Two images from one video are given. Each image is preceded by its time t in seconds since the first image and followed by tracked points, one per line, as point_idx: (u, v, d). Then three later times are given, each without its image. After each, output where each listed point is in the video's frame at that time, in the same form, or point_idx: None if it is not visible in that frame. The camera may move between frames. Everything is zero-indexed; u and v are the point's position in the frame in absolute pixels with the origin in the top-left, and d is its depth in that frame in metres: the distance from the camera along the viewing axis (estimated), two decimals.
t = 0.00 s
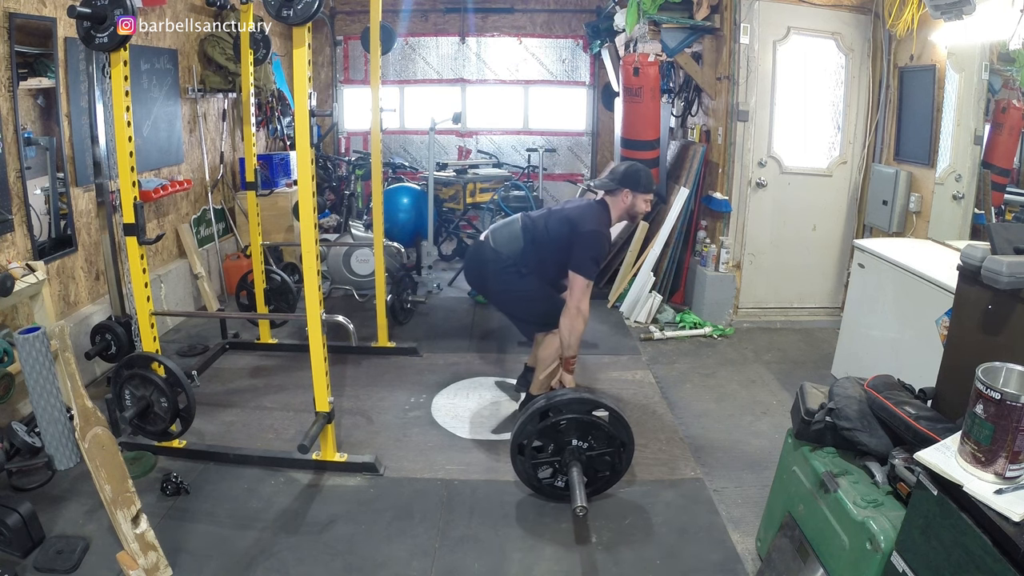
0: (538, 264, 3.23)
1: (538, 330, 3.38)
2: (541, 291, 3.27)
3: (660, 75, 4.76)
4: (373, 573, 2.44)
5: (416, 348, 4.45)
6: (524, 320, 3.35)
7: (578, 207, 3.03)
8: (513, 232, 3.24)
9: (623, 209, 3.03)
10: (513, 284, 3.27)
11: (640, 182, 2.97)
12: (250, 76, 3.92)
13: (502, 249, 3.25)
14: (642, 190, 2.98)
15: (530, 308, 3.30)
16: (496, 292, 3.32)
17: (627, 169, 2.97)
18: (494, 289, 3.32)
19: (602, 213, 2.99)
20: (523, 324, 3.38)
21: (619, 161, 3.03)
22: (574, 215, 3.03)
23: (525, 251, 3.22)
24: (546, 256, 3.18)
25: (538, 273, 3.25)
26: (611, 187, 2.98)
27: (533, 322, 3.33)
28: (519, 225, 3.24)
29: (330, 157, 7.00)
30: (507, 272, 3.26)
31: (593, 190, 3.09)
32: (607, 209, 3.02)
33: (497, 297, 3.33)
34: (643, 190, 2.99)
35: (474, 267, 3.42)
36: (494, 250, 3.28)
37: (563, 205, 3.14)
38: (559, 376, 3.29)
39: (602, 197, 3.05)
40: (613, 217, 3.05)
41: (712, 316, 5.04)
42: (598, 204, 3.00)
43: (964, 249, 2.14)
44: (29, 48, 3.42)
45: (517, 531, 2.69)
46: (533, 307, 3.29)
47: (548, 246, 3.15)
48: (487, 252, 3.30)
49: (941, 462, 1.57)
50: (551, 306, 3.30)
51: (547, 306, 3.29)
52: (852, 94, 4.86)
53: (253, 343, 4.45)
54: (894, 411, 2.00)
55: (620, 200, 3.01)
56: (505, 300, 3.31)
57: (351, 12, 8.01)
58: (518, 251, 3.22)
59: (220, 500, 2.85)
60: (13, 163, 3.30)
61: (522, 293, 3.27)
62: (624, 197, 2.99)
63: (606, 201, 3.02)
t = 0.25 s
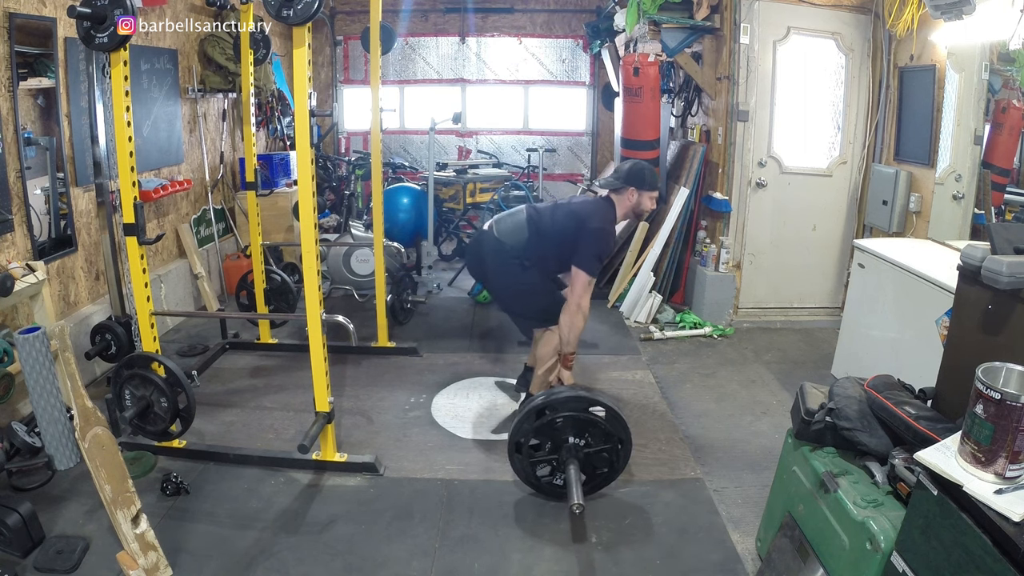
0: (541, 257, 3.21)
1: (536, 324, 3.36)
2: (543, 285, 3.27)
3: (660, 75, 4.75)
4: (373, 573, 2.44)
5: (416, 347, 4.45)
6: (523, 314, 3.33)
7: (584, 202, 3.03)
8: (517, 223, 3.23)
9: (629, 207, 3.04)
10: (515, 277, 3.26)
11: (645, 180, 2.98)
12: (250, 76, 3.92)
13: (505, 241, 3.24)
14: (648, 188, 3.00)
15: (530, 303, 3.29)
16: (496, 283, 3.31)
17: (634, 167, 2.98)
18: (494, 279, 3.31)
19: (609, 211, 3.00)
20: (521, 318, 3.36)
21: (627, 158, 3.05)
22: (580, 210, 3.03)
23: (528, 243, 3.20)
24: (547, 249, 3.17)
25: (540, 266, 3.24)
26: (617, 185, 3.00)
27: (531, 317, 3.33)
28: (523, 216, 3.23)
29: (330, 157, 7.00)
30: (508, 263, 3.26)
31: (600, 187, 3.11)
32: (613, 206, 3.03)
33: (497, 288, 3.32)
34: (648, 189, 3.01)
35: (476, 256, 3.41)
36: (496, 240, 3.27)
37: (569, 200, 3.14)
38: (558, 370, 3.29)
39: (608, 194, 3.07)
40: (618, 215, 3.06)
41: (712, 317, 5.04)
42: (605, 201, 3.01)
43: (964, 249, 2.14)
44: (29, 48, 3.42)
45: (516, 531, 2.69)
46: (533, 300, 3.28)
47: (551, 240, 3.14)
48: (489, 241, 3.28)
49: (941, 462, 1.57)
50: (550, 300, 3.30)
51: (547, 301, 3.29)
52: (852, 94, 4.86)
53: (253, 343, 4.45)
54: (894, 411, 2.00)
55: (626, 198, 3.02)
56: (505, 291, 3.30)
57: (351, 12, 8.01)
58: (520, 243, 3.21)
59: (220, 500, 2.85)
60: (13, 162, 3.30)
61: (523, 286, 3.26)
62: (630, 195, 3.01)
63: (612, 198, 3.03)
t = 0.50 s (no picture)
0: (540, 246, 3.22)
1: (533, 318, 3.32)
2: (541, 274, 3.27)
3: (660, 75, 4.75)
4: (373, 573, 2.44)
5: (416, 347, 4.45)
6: (520, 307, 3.29)
7: (585, 190, 3.06)
8: (516, 209, 3.22)
9: (630, 195, 3.06)
10: (513, 266, 3.24)
11: (646, 169, 3.00)
12: (250, 76, 3.92)
13: (504, 230, 3.23)
14: (648, 177, 3.02)
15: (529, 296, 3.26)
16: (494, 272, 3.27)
17: (635, 157, 2.99)
18: (492, 271, 3.28)
19: (609, 199, 3.03)
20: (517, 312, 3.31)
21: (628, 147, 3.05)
22: (581, 198, 3.05)
23: (527, 231, 3.20)
24: (547, 239, 3.19)
25: (538, 257, 3.24)
26: (618, 174, 3.03)
27: (528, 307, 3.29)
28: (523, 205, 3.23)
29: (330, 157, 7.00)
30: (506, 251, 3.23)
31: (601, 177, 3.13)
32: (614, 194, 3.05)
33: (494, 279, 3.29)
34: (649, 178, 3.03)
35: (475, 248, 3.39)
36: (495, 228, 3.25)
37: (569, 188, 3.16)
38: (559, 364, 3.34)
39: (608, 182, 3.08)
40: (619, 204, 3.09)
41: (712, 316, 5.04)
42: (606, 189, 3.03)
43: (964, 249, 2.14)
44: (29, 48, 3.42)
45: (517, 531, 2.69)
46: (531, 292, 3.26)
47: (550, 228, 3.16)
48: (488, 231, 3.26)
49: (941, 462, 1.57)
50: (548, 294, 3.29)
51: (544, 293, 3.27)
52: (852, 94, 4.86)
53: (253, 343, 4.45)
54: (894, 411, 2.00)
55: (627, 187, 3.04)
56: (503, 282, 3.26)
57: (351, 13, 8.01)
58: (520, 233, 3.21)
59: (220, 500, 2.85)
60: (13, 163, 3.30)
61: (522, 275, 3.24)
62: (631, 184, 3.02)
63: (613, 186, 3.05)
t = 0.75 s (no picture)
0: (539, 233, 3.19)
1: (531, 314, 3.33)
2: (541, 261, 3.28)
3: (660, 75, 4.74)
4: (373, 573, 2.44)
5: (416, 347, 4.45)
6: (519, 301, 3.30)
7: (580, 169, 3.06)
8: (511, 198, 3.24)
9: (625, 171, 3.06)
10: (514, 256, 3.23)
11: (639, 144, 2.98)
12: (250, 77, 3.92)
13: (502, 220, 3.24)
14: (643, 151, 3.00)
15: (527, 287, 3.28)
16: (495, 265, 3.27)
17: (628, 133, 2.97)
18: (491, 264, 3.29)
19: (605, 176, 3.03)
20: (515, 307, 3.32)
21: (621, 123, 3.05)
22: (576, 177, 3.06)
23: (524, 216, 3.18)
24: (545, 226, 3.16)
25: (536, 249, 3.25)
26: (612, 151, 3.01)
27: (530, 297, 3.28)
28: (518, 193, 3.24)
29: (330, 157, 6.99)
30: (507, 245, 3.24)
31: (596, 155, 3.13)
32: (610, 171, 3.05)
33: (492, 272, 3.30)
34: (643, 153, 3.02)
35: (475, 244, 3.39)
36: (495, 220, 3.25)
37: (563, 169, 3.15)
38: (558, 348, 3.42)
39: (603, 160, 3.06)
40: (615, 181, 3.09)
41: (712, 316, 5.04)
42: (601, 167, 3.03)
43: (964, 249, 2.14)
44: (29, 48, 3.42)
45: (517, 531, 2.68)
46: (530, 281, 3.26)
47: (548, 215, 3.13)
48: (485, 221, 3.27)
49: (941, 462, 1.57)
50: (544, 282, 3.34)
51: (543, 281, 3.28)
52: (852, 94, 4.86)
53: (253, 343, 4.45)
54: (894, 411, 2.00)
55: (622, 163, 3.03)
56: (505, 273, 3.25)
57: (351, 13, 8.01)
58: (517, 222, 3.20)
59: (220, 500, 2.85)
60: (13, 163, 3.30)
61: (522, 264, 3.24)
62: (625, 160, 3.02)
63: (607, 164, 3.05)
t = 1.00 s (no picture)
0: (537, 217, 3.21)
1: (531, 315, 3.36)
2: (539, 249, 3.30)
3: (660, 75, 4.73)
4: (373, 573, 2.44)
5: (416, 347, 4.45)
6: (520, 294, 3.29)
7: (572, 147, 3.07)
8: (506, 189, 3.22)
9: (615, 143, 3.07)
10: (514, 248, 3.23)
11: (627, 116, 2.99)
12: (251, 77, 3.92)
13: (499, 212, 3.20)
14: (631, 122, 3.01)
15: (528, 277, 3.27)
16: (497, 261, 3.25)
17: (614, 104, 2.98)
18: (490, 260, 3.26)
19: (598, 151, 3.04)
20: (517, 301, 3.32)
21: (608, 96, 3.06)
22: (568, 154, 3.06)
23: (522, 204, 3.18)
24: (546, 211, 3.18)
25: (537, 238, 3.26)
26: (600, 124, 3.04)
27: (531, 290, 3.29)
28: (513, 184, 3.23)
29: (330, 157, 6.99)
30: (507, 241, 3.22)
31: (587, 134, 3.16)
32: (601, 146, 3.07)
33: (492, 267, 3.27)
34: (632, 122, 3.01)
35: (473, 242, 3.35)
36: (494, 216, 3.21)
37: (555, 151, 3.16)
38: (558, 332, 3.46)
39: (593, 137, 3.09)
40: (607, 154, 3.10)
41: (712, 316, 5.04)
42: (593, 143, 3.04)
43: (964, 249, 2.14)
44: (29, 48, 3.42)
45: (517, 531, 2.68)
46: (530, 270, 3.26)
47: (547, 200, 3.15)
48: (482, 213, 3.23)
49: (941, 462, 1.57)
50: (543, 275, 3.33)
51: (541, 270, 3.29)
52: (852, 94, 4.86)
53: (253, 343, 4.45)
54: (894, 411, 2.00)
55: (611, 136, 3.05)
56: (507, 266, 3.24)
57: (351, 13, 8.01)
58: (514, 212, 3.19)
59: (220, 500, 2.85)
60: (13, 163, 3.30)
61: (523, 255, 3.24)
62: (614, 131, 3.03)
63: (597, 138, 3.07)
